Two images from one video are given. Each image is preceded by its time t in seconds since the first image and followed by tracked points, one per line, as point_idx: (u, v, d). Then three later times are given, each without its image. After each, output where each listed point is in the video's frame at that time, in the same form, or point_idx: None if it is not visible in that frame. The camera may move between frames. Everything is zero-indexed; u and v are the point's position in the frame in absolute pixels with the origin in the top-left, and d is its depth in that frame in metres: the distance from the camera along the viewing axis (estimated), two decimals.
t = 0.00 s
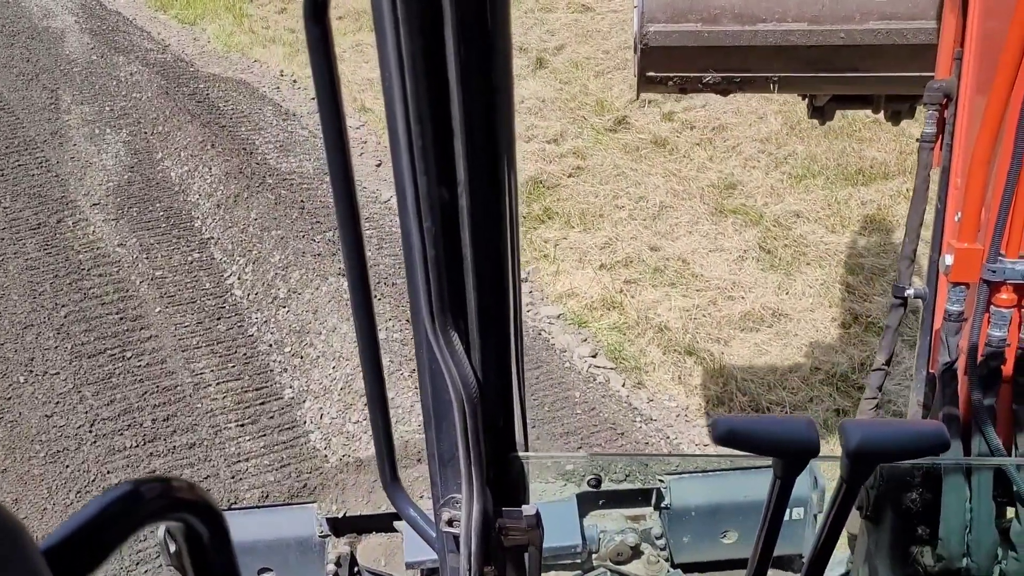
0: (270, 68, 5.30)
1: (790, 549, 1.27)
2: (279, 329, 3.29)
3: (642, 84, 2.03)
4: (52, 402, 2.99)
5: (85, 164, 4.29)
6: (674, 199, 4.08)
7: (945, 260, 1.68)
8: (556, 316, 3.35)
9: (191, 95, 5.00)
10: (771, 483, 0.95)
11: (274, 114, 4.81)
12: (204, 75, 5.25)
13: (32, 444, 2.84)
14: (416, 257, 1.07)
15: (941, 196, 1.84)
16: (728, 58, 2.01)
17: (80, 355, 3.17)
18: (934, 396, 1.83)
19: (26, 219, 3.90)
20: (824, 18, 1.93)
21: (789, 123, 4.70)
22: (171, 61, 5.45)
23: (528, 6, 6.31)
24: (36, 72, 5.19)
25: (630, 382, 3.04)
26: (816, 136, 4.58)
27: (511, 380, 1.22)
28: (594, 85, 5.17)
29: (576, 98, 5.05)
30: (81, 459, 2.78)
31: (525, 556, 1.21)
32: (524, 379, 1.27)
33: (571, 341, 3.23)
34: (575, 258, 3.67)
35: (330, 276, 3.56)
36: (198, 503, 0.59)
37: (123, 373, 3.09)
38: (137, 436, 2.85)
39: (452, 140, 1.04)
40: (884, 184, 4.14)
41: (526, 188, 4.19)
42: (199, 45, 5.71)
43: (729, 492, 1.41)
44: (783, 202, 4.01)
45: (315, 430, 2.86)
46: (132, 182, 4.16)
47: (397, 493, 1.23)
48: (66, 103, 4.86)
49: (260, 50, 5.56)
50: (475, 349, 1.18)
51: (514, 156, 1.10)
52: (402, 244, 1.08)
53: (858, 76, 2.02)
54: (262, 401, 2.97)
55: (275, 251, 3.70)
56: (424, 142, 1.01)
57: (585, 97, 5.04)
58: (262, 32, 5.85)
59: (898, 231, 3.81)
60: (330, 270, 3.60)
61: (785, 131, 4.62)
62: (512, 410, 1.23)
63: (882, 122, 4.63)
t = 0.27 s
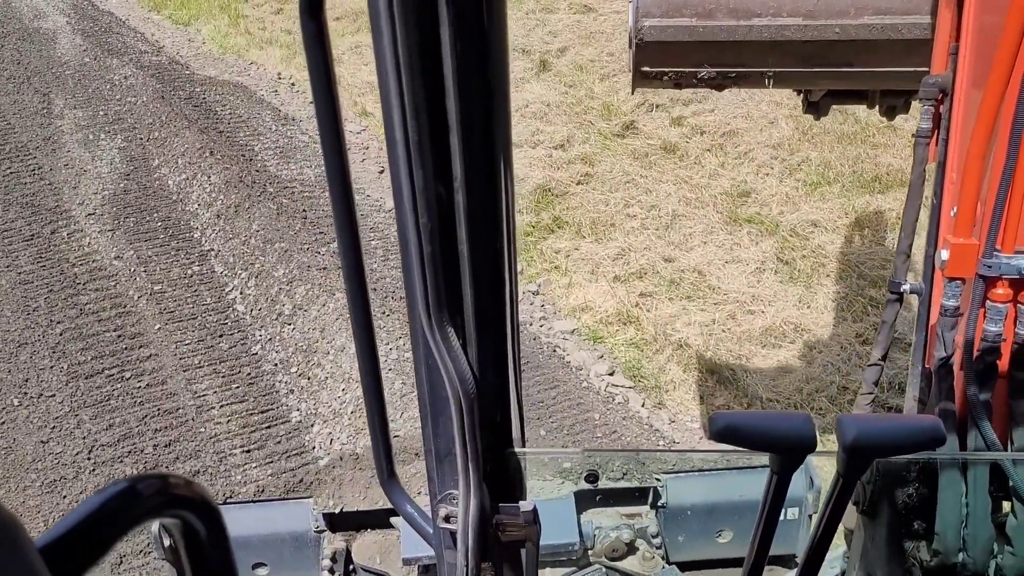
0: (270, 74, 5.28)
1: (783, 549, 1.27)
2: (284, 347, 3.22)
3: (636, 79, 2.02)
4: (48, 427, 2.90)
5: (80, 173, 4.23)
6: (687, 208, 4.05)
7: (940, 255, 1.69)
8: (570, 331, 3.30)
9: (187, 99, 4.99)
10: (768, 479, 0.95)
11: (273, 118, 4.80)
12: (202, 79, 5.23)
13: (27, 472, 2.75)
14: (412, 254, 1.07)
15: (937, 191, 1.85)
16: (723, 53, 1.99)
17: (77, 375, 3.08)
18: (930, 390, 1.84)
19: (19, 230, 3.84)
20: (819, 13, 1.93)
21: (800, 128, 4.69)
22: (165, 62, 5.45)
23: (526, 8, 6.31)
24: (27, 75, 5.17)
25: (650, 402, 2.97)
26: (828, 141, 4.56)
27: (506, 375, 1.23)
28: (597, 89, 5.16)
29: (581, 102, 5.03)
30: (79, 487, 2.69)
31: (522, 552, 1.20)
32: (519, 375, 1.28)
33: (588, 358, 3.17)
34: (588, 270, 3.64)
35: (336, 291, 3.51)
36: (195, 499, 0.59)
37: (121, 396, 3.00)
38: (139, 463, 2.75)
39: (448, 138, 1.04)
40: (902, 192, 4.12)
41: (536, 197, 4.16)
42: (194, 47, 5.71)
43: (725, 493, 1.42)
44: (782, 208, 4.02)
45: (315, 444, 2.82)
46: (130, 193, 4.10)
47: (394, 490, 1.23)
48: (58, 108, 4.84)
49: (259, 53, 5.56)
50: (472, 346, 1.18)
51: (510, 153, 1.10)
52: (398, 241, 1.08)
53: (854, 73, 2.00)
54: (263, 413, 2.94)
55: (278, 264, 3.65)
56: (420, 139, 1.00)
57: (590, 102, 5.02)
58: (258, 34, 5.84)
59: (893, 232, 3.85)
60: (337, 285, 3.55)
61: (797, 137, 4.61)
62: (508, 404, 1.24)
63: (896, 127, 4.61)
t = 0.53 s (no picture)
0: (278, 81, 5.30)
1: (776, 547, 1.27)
2: (292, 369, 3.18)
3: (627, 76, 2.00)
4: (46, 456, 2.84)
5: (76, 183, 4.20)
6: (701, 219, 4.06)
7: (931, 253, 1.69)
8: (587, 350, 3.27)
9: (184, 105, 4.99)
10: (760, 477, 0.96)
11: (273, 123, 4.80)
12: (199, 84, 5.25)
13: (26, 504, 2.70)
14: (405, 254, 1.06)
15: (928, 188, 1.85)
16: (714, 51, 1.99)
17: (75, 401, 3.03)
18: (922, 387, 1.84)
19: (14, 244, 3.80)
20: (809, 12, 1.94)
21: (814, 136, 4.70)
22: (161, 67, 5.45)
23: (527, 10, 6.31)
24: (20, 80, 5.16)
25: (672, 426, 2.93)
26: (844, 149, 4.58)
27: (499, 371, 1.23)
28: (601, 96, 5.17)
29: (588, 110, 5.05)
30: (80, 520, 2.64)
31: (515, 552, 1.20)
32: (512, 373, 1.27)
33: (606, 380, 3.13)
34: (602, 285, 3.63)
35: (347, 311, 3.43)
36: (186, 499, 0.59)
37: (122, 422, 2.96)
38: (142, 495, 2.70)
39: (440, 135, 1.03)
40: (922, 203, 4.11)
41: (547, 208, 4.17)
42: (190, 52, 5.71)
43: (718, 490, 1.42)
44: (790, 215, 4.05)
45: (306, 447, 2.86)
46: (127, 205, 4.06)
47: (388, 489, 1.23)
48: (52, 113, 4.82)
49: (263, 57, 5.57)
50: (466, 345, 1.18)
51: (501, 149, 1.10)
52: (391, 240, 1.08)
53: (844, 70, 2.00)
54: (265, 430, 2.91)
55: (283, 281, 3.61)
56: (412, 139, 1.00)
57: (598, 108, 5.08)
58: (256, 38, 5.84)
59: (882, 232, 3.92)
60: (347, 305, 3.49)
61: (812, 143, 4.64)
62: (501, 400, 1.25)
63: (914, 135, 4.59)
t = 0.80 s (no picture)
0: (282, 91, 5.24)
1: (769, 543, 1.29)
2: (301, 395, 3.07)
3: (617, 76, 2.01)
4: (45, 485, 2.75)
5: (74, 194, 4.15)
6: (718, 231, 3.97)
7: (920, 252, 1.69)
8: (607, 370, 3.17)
9: (184, 111, 4.98)
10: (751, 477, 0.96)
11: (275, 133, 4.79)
12: (199, 90, 5.24)
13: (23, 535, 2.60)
14: (396, 254, 1.07)
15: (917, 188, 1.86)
16: (703, 51, 1.99)
17: (75, 425, 2.95)
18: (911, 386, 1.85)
19: (10, 257, 3.73)
20: (797, 12, 1.96)
21: (831, 144, 4.67)
22: (160, 72, 5.44)
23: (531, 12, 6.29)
24: (16, 86, 5.14)
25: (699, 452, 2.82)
26: (862, 158, 4.54)
27: (490, 372, 1.23)
28: (608, 102, 5.15)
29: (596, 116, 5.02)
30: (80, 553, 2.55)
31: (506, 552, 1.20)
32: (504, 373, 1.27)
33: (627, 404, 3.01)
34: (619, 301, 3.51)
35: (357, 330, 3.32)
36: (177, 501, 0.59)
37: (125, 449, 2.86)
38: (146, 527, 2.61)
39: (431, 134, 1.04)
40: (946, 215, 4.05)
41: (560, 220, 4.07)
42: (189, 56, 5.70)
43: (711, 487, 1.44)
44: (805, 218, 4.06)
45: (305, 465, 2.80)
46: (127, 217, 3.99)
47: (379, 489, 1.23)
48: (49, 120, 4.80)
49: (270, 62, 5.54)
50: (456, 345, 1.18)
51: (493, 145, 1.10)
52: (381, 238, 1.08)
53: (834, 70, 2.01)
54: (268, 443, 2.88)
55: (291, 299, 3.52)
56: (402, 135, 1.00)
57: (607, 115, 5.03)
58: (258, 42, 5.81)
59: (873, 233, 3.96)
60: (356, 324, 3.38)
61: (829, 153, 4.59)
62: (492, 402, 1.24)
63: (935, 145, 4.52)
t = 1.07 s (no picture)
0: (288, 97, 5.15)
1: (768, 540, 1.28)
2: (314, 418, 3.03)
3: (617, 76, 2.02)
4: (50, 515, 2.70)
5: (75, 204, 4.13)
6: (738, 242, 3.94)
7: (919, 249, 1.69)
8: (630, 391, 3.14)
9: (187, 117, 4.93)
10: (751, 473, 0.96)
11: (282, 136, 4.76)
12: (200, 95, 5.18)
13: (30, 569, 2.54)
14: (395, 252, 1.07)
15: (915, 186, 1.86)
16: (703, 48, 1.99)
17: (79, 454, 2.89)
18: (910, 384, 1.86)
19: (10, 272, 3.70)
20: (797, 9, 1.96)
21: (852, 151, 4.63)
22: (161, 75, 5.40)
23: (537, 14, 6.25)
24: (13, 89, 5.10)
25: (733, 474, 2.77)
26: (883, 165, 4.50)
27: (491, 370, 1.23)
28: (619, 107, 5.10)
29: (609, 121, 4.97)
30: None
31: (506, 550, 1.20)
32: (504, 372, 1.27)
33: (653, 427, 2.98)
34: (640, 317, 3.49)
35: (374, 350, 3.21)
36: (177, 499, 0.59)
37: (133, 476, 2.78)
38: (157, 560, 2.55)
39: (430, 132, 1.04)
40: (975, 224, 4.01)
41: (575, 230, 4.03)
42: (189, 59, 5.67)
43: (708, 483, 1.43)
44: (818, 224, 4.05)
45: (310, 462, 2.86)
46: (130, 229, 3.97)
47: (378, 486, 1.23)
48: (47, 126, 4.77)
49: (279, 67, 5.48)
50: (456, 343, 1.18)
51: (493, 142, 1.09)
52: (382, 236, 1.08)
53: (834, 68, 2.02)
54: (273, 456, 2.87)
55: (302, 317, 3.49)
56: (401, 133, 1.00)
57: (620, 120, 4.97)
58: (261, 47, 5.79)
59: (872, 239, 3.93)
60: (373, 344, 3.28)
61: (849, 160, 4.56)
62: (493, 401, 1.24)
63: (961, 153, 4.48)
